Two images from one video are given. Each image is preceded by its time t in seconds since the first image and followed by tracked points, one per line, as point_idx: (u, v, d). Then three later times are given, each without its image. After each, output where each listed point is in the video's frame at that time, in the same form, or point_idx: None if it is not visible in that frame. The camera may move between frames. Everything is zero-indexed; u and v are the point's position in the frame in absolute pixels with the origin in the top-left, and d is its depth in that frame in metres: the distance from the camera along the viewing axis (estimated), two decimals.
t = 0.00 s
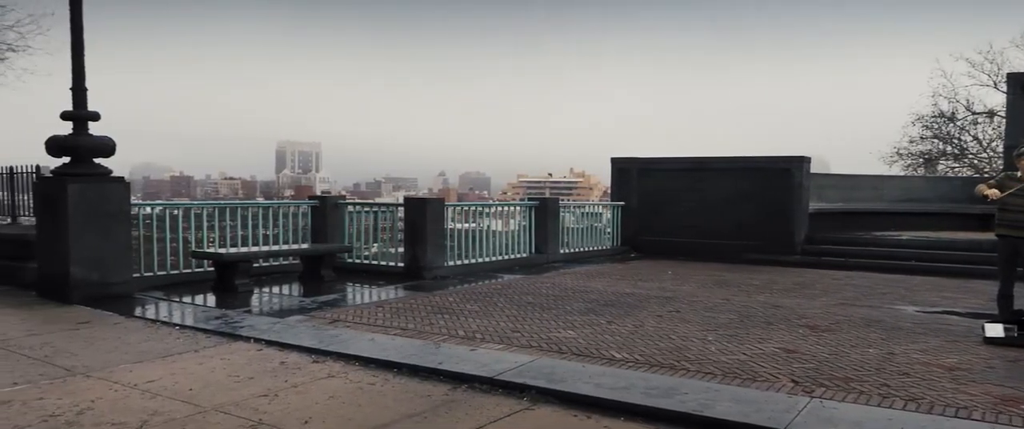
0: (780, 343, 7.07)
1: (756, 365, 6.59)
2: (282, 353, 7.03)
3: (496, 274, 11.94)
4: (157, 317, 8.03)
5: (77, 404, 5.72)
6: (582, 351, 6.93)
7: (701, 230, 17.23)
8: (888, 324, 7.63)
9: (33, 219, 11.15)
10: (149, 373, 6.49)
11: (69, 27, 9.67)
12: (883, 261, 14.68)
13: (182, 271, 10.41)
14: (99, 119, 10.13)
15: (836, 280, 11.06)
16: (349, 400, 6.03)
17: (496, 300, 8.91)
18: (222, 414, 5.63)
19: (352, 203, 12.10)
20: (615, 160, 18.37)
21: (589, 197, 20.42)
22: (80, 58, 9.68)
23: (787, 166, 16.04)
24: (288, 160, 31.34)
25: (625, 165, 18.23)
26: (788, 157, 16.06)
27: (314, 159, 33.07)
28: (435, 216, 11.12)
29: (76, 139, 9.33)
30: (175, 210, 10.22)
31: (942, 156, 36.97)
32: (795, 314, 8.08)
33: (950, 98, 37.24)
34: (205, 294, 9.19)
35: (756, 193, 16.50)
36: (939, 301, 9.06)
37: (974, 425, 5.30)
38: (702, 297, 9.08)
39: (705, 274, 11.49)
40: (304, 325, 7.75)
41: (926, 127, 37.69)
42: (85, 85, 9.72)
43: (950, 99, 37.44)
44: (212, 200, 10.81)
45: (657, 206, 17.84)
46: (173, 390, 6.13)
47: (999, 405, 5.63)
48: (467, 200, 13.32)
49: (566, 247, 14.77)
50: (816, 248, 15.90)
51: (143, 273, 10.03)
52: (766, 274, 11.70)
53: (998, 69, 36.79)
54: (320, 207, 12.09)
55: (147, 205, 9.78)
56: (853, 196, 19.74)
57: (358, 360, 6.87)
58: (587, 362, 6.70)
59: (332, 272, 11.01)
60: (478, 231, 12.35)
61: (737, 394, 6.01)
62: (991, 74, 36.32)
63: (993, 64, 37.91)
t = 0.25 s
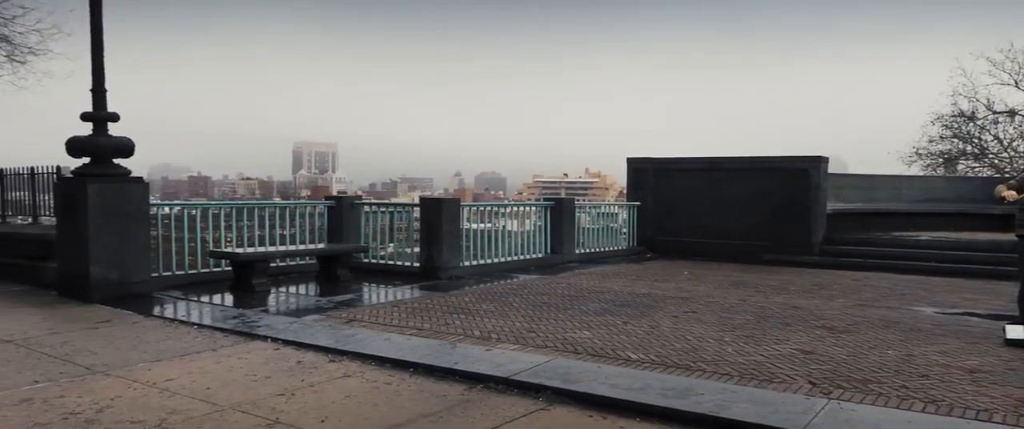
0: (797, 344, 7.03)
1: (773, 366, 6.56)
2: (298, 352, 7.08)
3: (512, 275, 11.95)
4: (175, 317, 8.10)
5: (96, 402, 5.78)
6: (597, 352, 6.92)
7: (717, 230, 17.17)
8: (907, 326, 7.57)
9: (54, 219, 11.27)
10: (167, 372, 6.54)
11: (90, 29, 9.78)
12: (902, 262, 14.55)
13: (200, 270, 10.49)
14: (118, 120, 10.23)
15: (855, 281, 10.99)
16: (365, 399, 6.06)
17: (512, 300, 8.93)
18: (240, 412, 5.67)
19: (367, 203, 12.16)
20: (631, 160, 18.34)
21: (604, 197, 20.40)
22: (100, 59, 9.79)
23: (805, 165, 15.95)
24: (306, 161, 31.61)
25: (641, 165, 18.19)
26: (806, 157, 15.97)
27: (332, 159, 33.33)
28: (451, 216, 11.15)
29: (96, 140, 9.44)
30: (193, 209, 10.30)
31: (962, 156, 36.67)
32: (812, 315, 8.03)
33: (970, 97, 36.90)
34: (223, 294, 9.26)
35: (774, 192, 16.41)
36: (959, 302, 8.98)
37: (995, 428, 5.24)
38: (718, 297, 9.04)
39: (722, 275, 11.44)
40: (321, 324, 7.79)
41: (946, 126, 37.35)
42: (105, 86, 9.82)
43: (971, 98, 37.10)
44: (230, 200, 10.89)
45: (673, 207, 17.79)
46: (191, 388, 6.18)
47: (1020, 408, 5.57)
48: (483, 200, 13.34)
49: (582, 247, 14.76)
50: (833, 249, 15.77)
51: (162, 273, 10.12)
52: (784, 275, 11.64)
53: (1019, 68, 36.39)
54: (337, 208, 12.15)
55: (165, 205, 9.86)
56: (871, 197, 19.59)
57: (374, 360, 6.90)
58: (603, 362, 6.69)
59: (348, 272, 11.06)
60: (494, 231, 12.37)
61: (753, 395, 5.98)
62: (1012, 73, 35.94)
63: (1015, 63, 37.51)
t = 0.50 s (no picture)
0: (813, 345, 7.00)
1: (789, 367, 6.52)
2: (313, 352, 7.11)
3: (526, 275, 11.95)
4: (192, 316, 8.16)
5: (114, 401, 5.83)
6: (612, 352, 6.91)
7: (732, 231, 17.11)
8: (924, 327, 7.50)
9: (72, 219, 11.39)
10: (184, 370, 6.59)
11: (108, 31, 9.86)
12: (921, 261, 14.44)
13: (216, 270, 10.56)
14: (136, 121, 10.33)
15: (872, 282, 10.91)
16: (380, 399, 6.07)
17: (526, 300, 8.93)
18: (255, 411, 5.70)
19: (382, 203, 12.21)
20: (647, 160, 18.29)
21: (617, 197, 20.37)
22: (118, 61, 9.88)
23: (822, 165, 15.87)
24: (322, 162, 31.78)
25: (657, 165, 18.14)
26: (823, 157, 15.88)
27: (348, 160, 33.53)
28: (466, 217, 11.17)
29: (115, 141, 9.53)
30: (209, 210, 10.36)
31: (981, 155, 36.35)
32: (828, 316, 7.98)
33: (990, 97, 36.55)
34: (239, 293, 9.33)
35: (790, 192, 16.34)
36: (978, 303, 8.89)
37: None
38: (734, 298, 9.00)
39: (738, 275, 11.39)
40: (336, 324, 7.83)
41: (965, 126, 37.00)
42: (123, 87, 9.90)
43: (990, 98, 36.76)
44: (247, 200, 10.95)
45: (689, 207, 17.74)
46: (208, 387, 6.22)
47: None
48: (497, 200, 13.36)
49: (596, 248, 14.75)
50: (850, 249, 15.65)
51: (179, 273, 10.19)
52: (800, 276, 11.57)
53: None
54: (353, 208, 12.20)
55: (182, 205, 9.93)
56: (887, 197, 19.44)
57: (389, 360, 6.92)
58: (618, 363, 6.67)
59: (363, 271, 11.10)
60: (508, 231, 12.38)
61: (769, 397, 5.94)
62: None
63: None
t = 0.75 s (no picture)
0: (827, 346, 6.96)
1: (803, 368, 6.49)
2: (327, 351, 7.14)
3: (538, 275, 11.96)
4: (206, 315, 8.21)
5: (129, 399, 5.87)
6: (625, 353, 6.90)
7: (746, 231, 17.06)
8: (940, 328, 7.45)
9: (88, 219, 11.48)
10: (199, 370, 6.63)
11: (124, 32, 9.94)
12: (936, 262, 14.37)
13: (230, 270, 10.62)
14: (151, 122, 10.40)
15: (887, 283, 10.84)
16: (393, 398, 6.09)
17: (539, 300, 8.93)
18: (269, 411, 5.73)
19: (395, 203, 12.25)
20: (660, 160, 18.26)
21: (630, 197, 20.34)
22: (134, 63, 9.96)
23: (836, 165, 15.78)
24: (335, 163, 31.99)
25: (670, 165, 18.10)
26: (838, 156, 15.80)
27: (361, 160, 33.77)
28: (479, 217, 11.19)
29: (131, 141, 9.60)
30: (223, 210, 10.42)
31: (998, 155, 36.05)
32: (842, 317, 7.94)
33: (1007, 96, 36.22)
34: (253, 293, 9.38)
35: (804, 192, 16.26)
36: (995, 305, 8.82)
37: None
38: (748, 299, 8.97)
39: (751, 276, 11.35)
40: (349, 324, 7.86)
41: (982, 125, 36.66)
42: (138, 88, 9.98)
43: (1007, 97, 36.42)
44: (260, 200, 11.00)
45: (701, 207, 17.70)
46: (222, 387, 6.25)
47: None
48: (510, 200, 13.37)
49: (609, 248, 14.74)
50: (864, 249, 15.58)
51: (193, 272, 10.26)
52: (814, 276, 11.51)
53: None
54: (365, 208, 12.24)
55: (197, 205, 10.00)
56: (901, 197, 19.31)
57: (401, 360, 6.93)
58: (631, 363, 6.66)
59: (376, 271, 11.13)
60: (521, 231, 12.38)
61: (783, 398, 5.92)
62: None
63: None
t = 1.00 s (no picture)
0: (843, 347, 6.92)
1: (818, 369, 6.45)
2: (341, 351, 7.16)
3: (551, 275, 11.96)
4: (221, 315, 8.25)
5: (145, 398, 5.91)
6: (638, 353, 6.89)
7: (759, 232, 17.00)
8: (957, 330, 7.39)
9: (104, 219, 11.58)
10: (213, 369, 6.66)
11: (140, 33, 10.01)
12: (952, 262, 14.30)
13: (245, 269, 10.68)
14: (167, 123, 10.48)
15: (903, 284, 10.77)
16: (406, 398, 6.10)
17: (553, 301, 8.93)
18: (284, 410, 5.75)
19: (409, 203, 12.28)
20: (674, 160, 18.24)
21: (644, 198, 20.25)
22: (150, 63, 10.03)
23: (851, 165, 15.69)
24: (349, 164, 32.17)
25: (684, 165, 18.07)
26: (853, 156, 15.70)
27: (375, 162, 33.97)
28: (493, 217, 11.19)
29: (148, 142, 9.67)
30: (238, 209, 10.47)
31: (1016, 155, 35.74)
32: (858, 318, 7.89)
33: None
34: (267, 292, 9.43)
35: (818, 192, 16.18)
36: (1013, 306, 8.74)
37: None
38: (762, 300, 8.93)
39: (765, 277, 11.30)
40: (363, 323, 7.88)
41: (999, 124, 36.40)
42: (154, 89, 10.05)
43: None
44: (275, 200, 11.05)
45: (715, 207, 17.66)
46: (236, 386, 6.28)
47: None
48: (523, 200, 13.38)
49: (622, 248, 14.71)
50: (879, 249, 15.53)
51: (207, 272, 10.32)
52: (829, 277, 11.45)
53: None
54: (379, 208, 12.27)
55: (212, 205, 10.06)
56: (917, 197, 19.14)
57: (415, 359, 6.95)
58: (644, 364, 6.65)
59: (390, 271, 11.17)
60: (534, 231, 12.38)
61: (798, 399, 5.89)
62: None
63: None
